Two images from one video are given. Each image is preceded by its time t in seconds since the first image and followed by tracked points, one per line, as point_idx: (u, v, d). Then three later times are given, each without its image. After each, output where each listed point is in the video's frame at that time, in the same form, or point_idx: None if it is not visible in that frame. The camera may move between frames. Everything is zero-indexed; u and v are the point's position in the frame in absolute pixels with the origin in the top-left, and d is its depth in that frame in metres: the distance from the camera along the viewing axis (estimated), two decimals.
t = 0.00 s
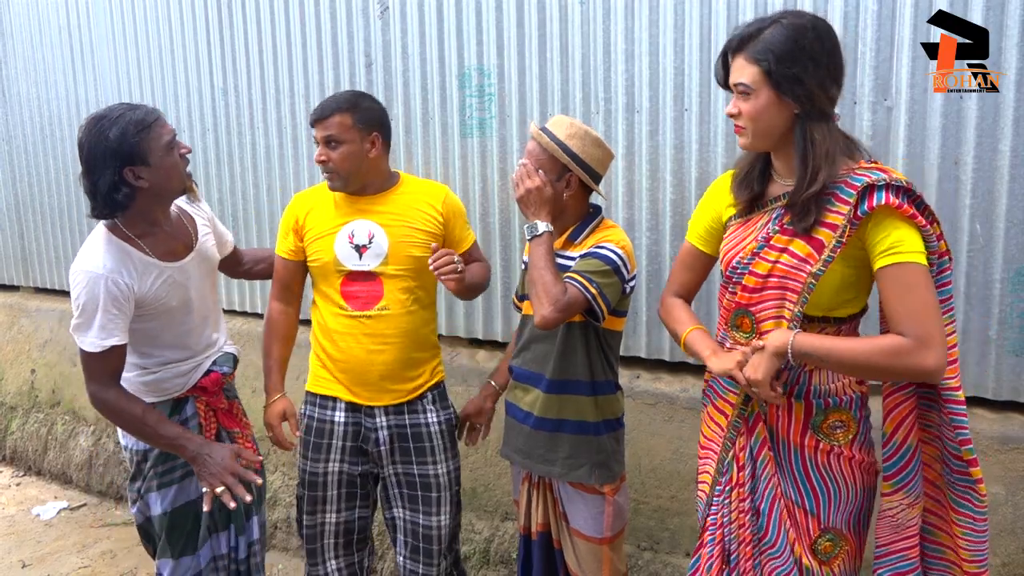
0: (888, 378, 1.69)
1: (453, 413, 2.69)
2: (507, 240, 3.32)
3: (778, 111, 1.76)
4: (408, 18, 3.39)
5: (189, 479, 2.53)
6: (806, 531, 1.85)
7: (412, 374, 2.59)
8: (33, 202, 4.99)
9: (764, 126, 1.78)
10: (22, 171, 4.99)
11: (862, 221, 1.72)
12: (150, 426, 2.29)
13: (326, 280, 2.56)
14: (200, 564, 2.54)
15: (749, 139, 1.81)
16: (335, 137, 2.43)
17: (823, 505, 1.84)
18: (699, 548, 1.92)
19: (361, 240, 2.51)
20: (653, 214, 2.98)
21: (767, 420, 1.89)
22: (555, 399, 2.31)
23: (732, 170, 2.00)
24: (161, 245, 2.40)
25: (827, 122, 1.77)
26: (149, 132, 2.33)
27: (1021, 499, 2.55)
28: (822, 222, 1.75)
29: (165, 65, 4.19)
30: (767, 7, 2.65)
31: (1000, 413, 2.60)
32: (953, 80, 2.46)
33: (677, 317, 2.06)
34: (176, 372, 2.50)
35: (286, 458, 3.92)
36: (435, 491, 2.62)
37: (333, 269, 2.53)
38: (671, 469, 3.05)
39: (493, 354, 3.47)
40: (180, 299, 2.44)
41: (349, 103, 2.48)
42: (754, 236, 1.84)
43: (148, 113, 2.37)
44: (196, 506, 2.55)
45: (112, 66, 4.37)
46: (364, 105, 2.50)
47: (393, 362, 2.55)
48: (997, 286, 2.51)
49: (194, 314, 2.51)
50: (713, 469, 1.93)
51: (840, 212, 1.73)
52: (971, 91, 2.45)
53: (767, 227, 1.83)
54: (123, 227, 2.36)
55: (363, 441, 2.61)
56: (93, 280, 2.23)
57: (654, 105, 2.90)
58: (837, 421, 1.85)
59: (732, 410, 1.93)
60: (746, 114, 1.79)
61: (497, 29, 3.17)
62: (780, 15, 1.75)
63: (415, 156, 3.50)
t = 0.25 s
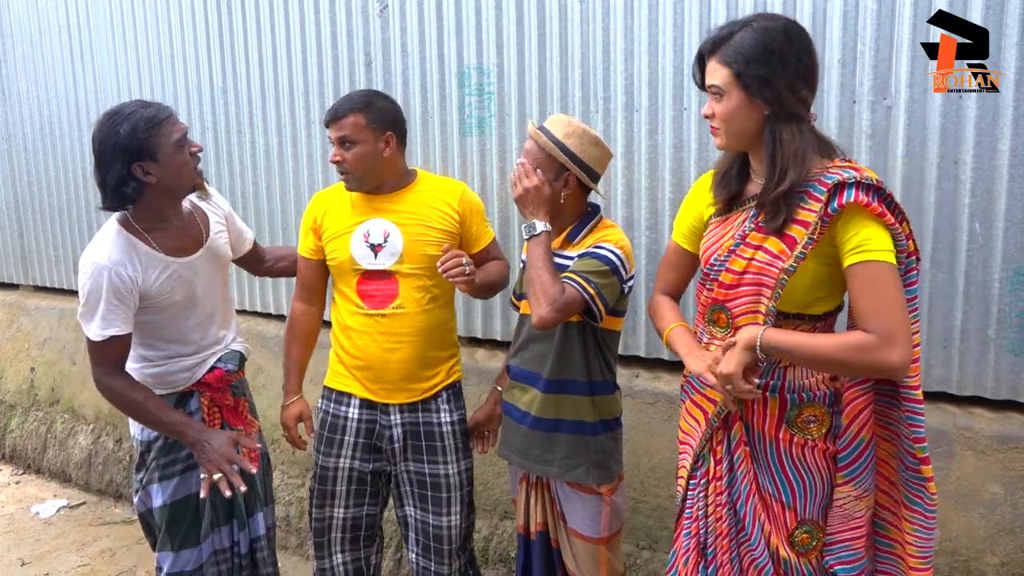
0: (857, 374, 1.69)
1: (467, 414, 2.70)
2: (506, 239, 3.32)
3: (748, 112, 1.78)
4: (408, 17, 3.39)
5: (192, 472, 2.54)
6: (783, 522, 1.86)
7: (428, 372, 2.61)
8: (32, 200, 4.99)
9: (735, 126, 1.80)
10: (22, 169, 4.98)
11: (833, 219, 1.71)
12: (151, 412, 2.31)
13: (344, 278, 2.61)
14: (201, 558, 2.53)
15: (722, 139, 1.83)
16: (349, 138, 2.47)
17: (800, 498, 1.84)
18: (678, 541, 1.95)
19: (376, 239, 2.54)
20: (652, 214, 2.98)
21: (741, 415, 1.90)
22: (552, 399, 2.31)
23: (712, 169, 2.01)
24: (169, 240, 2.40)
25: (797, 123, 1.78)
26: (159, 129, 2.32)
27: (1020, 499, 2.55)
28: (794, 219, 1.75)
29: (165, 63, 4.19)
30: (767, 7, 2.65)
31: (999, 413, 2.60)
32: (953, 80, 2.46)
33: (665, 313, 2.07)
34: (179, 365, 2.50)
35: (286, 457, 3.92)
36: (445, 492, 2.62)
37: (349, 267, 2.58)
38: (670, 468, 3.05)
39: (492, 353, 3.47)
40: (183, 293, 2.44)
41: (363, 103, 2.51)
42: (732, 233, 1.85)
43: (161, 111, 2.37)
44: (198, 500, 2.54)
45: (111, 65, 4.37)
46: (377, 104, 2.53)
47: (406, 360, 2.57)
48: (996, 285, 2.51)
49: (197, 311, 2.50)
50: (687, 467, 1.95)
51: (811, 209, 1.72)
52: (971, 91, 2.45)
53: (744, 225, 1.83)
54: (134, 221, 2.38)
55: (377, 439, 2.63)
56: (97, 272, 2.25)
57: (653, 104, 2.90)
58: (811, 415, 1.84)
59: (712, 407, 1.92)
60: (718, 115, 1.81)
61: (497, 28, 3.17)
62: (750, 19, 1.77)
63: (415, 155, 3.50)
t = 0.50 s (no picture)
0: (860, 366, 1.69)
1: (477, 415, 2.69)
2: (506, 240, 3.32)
3: (716, 115, 1.79)
4: (408, 18, 3.38)
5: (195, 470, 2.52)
6: (765, 520, 1.86)
7: (439, 373, 2.61)
8: (34, 201, 4.99)
9: (705, 130, 1.81)
10: (24, 170, 4.99)
11: (811, 216, 1.71)
12: (143, 413, 2.32)
13: (357, 279, 2.63)
14: (209, 557, 2.53)
15: (694, 142, 1.84)
16: (360, 142, 2.48)
17: (780, 496, 1.84)
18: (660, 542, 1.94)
19: (388, 240, 2.56)
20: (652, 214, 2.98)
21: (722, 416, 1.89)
22: (550, 401, 2.31)
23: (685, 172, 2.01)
24: (173, 239, 2.42)
25: (765, 126, 1.78)
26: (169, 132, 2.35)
27: (1021, 500, 2.54)
28: (772, 217, 1.74)
29: (165, 64, 4.19)
30: (767, 8, 2.65)
31: (1000, 414, 2.59)
32: (953, 80, 2.45)
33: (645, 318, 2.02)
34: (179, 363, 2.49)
35: (287, 457, 3.92)
36: (452, 494, 2.62)
37: (362, 268, 2.60)
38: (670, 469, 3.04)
39: (492, 354, 3.47)
40: (186, 291, 2.44)
41: (374, 105, 2.52)
42: (709, 233, 1.84)
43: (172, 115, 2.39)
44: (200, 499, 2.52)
45: (112, 65, 4.37)
46: (388, 107, 2.54)
47: (417, 360, 2.58)
48: (997, 286, 2.50)
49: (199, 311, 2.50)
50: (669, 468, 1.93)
51: (788, 207, 1.72)
52: (971, 91, 2.44)
53: (720, 225, 1.83)
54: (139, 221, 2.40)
55: (386, 439, 2.64)
56: (99, 269, 2.27)
57: (653, 104, 2.90)
58: (790, 413, 1.85)
59: (699, 407, 1.89)
60: (689, 118, 1.83)
61: (497, 29, 3.17)
62: (718, 24, 1.78)
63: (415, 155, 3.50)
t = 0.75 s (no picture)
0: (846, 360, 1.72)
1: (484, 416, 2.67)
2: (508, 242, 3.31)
3: (696, 122, 1.79)
4: (410, 19, 3.38)
5: (207, 475, 2.52)
6: (760, 522, 1.85)
7: (448, 376, 2.61)
8: (41, 202, 5.02)
9: (686, 136, 1.80)
10: (30, 171, 5.01)
11: (795, 213, 1.73)
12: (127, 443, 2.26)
13: (368, 280, 2.64)
14: (222, 560, 2.53)
15: (670, 149, 1.83)
16: (371, 144, 2.50)
17: (774, 496, 1.84)
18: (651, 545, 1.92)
19: (399, 243, 2.56)
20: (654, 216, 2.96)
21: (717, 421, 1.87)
22: (550, 405, 2.30)
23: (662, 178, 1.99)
24: (187, 256, 2.39)
25: (742, 131, 1.78)
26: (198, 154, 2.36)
27: None
28: (755, 216, 1.75)
29: (170, 66, 4.20)
30: (769, 9, 2.64)
31: (1004, 418, 2.57)
32: (954, 80, 2.43)
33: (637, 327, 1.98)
34: (185, 376, 2.48)
35: (290, 458, 3.92)
36: (455, 496, 2.61)
37: (373, 271, 2.61)
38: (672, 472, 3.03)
39: (494, 356, 3.46)
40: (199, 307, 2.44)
41: (384, 108, 2.53)
42: (692, 238, 1.83)
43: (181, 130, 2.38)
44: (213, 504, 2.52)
45: (118, 67, 4.39)
46: (398, 110, 2.55)
47: (424, 362, 2.58)
48: (1002, 289, 2.48)
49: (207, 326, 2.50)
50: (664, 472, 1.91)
51: (773, 206, 1.73)
52: (972, 91, 2.42)
53: (703, 229, 1.82)
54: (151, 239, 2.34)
55: (393, 439, 2.64)
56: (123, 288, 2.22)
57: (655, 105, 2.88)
58: (785, 414, 1.86)
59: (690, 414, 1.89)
60: (668, 126, 1.81)
61: (499, 30, 3.16)
62: (695, 30, 1.77)
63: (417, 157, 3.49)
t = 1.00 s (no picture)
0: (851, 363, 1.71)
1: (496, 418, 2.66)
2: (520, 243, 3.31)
3: (711, 127, 1.76)
4: (422, 21, 3.38)
5: (228, 472, 2.56)
6: (769, 527, 1.84)
7: (458, 378, 2.60)
8: (61, 204, 5.08)
9: (700, 143, 1.77)
10: (50, 173, 5.08)
11: (805, 217, 1.72)
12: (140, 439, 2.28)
13: (383, 281, 2.66)
14: (237, 558, 2.56)
15: (684, 158, 1.80)
16: (388, 145, 2.50)
17: (785, 501, 1.83)
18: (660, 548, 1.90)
19: (413, 244, 2.57)
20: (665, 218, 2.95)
21: (730, 425, 1.84)
22: (561, 409, 2.29)
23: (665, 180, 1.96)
24: (223, 259, 2.44)
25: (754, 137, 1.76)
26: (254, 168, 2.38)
27: None
28: (767, 221, 1.72)
29: (186, 68, 4.23)
30: (781, 8, 2.61)
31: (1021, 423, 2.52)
32: (953, 80, 2.41)
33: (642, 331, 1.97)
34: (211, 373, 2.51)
35: (304, 459, 3.94)
36: (466, 497, 2.60)
37: (387, 271, 2.62)
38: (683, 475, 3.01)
39: (506, 357, 3.46)
40: (229, 308, 2.46)
41: (400, 109, 2.53)
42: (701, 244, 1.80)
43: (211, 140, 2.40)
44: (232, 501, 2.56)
45: (135, 70, 4.43)
46: (415, 112, 2.54)
47: (435, 364, 2.58)
48: (1018, 292, 2.44)
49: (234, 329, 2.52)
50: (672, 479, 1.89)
51: (784, 210, 1.71)
52: (971, 91, 2.41)
53: (712, 234, 1.79)
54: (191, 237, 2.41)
55: (404, 440, 2.64)
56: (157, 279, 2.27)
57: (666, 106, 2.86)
58: (797, 418, 1.83)
59: (699, 420, 1.86)
60: (682, 134, 1.78)
61: (510, 31, 3.15)
62: (705, 34, 1.74)
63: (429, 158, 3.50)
